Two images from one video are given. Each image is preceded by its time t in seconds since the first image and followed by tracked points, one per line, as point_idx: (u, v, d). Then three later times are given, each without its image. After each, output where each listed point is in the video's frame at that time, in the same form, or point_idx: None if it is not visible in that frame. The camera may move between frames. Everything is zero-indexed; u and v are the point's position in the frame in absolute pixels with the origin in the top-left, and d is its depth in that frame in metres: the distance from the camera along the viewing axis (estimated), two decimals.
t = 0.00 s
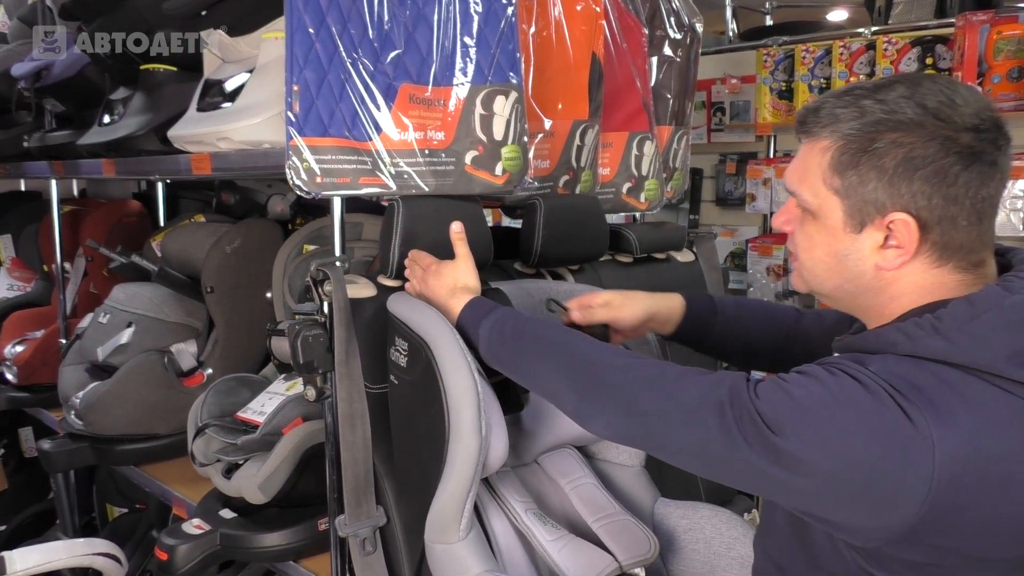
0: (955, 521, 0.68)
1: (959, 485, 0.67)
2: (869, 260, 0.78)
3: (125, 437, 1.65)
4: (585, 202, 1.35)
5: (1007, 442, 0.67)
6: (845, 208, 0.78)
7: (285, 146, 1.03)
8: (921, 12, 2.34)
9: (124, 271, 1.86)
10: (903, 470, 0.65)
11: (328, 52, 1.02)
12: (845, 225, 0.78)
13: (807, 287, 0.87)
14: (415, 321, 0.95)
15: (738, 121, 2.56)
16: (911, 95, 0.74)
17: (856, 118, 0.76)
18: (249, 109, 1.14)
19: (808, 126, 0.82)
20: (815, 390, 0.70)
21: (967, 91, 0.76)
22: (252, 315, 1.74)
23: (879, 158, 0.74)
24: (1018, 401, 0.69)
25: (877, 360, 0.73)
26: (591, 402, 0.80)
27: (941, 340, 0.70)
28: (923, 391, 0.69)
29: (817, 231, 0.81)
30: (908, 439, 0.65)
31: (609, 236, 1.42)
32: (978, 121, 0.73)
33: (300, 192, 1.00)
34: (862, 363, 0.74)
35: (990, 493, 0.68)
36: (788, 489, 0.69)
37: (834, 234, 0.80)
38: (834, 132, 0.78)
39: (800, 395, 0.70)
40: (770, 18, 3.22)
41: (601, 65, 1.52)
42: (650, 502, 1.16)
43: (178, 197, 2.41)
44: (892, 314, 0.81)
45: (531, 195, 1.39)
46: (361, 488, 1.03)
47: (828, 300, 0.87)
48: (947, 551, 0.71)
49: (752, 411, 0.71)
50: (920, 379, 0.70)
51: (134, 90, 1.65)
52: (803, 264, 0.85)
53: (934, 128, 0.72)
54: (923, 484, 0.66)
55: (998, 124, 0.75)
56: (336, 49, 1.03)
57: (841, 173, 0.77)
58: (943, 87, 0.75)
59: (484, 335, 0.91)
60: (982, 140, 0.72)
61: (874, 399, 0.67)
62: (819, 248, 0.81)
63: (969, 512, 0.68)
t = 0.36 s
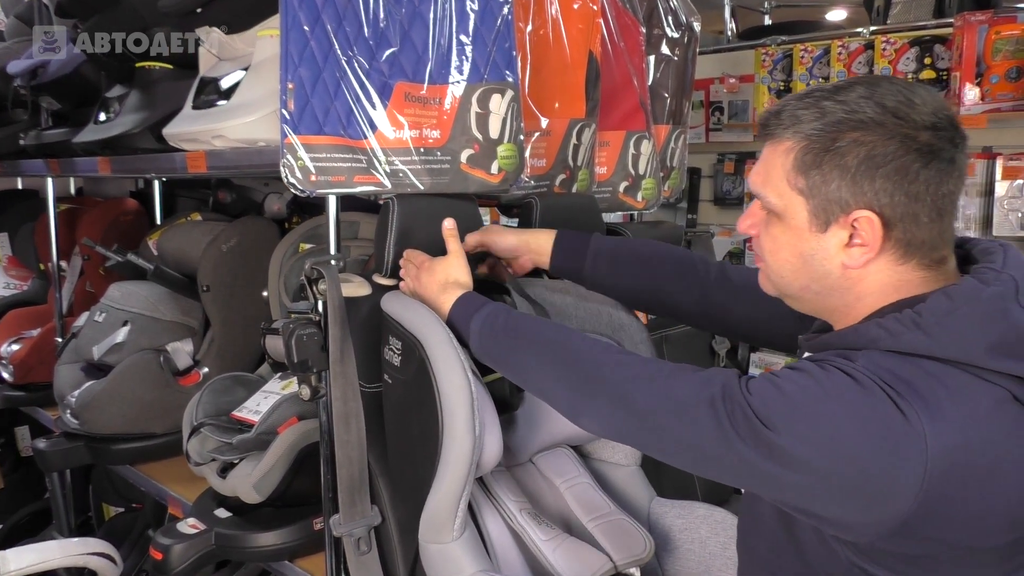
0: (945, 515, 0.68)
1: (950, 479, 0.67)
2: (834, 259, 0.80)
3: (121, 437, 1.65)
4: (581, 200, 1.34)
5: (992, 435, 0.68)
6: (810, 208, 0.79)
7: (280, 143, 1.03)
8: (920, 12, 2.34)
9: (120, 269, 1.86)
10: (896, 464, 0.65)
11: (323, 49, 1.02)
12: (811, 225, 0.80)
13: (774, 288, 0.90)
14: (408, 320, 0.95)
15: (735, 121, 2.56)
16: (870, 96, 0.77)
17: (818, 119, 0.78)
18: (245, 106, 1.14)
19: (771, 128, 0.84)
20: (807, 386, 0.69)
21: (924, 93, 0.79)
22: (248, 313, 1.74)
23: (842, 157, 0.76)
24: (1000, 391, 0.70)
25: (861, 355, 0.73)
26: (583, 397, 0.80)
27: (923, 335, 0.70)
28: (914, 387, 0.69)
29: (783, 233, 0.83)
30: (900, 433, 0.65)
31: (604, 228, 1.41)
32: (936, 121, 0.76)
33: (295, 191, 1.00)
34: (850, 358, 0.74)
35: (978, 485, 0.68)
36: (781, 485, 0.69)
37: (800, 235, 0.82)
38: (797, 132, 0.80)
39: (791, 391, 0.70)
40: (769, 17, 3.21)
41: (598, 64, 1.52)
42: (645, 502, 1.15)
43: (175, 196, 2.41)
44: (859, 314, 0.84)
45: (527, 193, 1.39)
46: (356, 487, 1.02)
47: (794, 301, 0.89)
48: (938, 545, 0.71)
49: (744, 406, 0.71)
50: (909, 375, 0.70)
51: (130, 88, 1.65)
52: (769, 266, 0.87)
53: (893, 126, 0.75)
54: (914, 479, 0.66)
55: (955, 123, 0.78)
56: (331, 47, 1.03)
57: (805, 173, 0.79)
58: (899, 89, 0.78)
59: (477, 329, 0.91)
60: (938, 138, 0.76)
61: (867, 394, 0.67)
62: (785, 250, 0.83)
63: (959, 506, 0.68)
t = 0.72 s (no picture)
0: (946, 508, 0.68)
1: (952, 473, 0.67)
2: (818, 254, 0.80)
3: (118, 437, 1.65)
4: (579, 198, 1.34)
5: (994, 429, 0.68)
6: (789, 205, 0.80)
7: (278, 141, 1.02)
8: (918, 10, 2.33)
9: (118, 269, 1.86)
10: (898, 459, 0.65)
11: (321, 47, 1.01)
12: (792, 222, 0.80)
13: (763, 295, 0.89)
14: (407, 318, 0.95)
15: (733, 119, 2.55)
16: (836, 93, 0.78)
17: (787, 120, 0.80)
18: (242, 105, 1.14)
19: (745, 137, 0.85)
20: (809, 380, 0.69)
21: (888, 89, 0.80)
22: (246, 313, 1.74)
23: (813, 151, 0.77)
24: (1000, 383, 0.70)
25: (862, 350, 0.73)
26: (584, 394, 0.80)
27: (918, 327, 0.70)
28: (916, 380, 0.68)
29: (767, 235, 0.83)
30: (903, 427, 0.65)
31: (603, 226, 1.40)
32: (901, 111, 0.77)
33: (293, 189, 1.00)
34: (851, 352, 0.73)
35: (979, 479, 0.68)
36: (783, 479, 0.68)
37: (781, 234, 0.82)
38: (768, 134, 0.81)
39: (792, 384, 0.69)
40: (767, 16, 3.21)
41: (597, 62, 1.52)
42: (645, 501, 1.15)
43: (174, 195, 2.41)
44: (851, 310, 0.83)
45: (526, 191, 1.38)
46: (354, 487, 1.02)
47: (783, 305, 0.88)
48: (939, 539, 0.71)
49: (745, 400, 0.71)
50: (910, 368, 0.70)
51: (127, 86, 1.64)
52: (755, 270, 0.86)
53: (859, 119, 0.76)
54: (916, 473, 0.65)
55: (920, 114, 0.79)
56: (329, 44, 1.02)
57: (780, 172, 0.79)
58: (865, 86, 0.79)
59: (477, 327, 0.90)
60: (906, 125, 0.76)
61: (868, 387, 0.67)
62: (769, 251, 0.83)
63: (960, 500, 0.68)
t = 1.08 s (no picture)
0: (952, 504, 0.68)
1: (958, 469, 0.67)
2: (836, 234, 0.79)
3: (119, 437, 1.65)
4: (581, 197, 1.34)
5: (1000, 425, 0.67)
6: (813, 181, 0.79)
7: (279, 140, 1.02)
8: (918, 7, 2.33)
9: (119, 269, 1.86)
10: (904, 455, 0.65)
11: (321, 46, 1.01)
12: (814, 199, 0.80)
13: (778, 274, 0.89)
14: (409, 318, 0.94)
15: (734, 117, 2.55)
16: (876, 78, 0.78)
17: (824, 97, 0.79)
18: (242, 104, 1.14)
19: (781, 112, 0.85)
20: (815, 375, 0.69)
21: (930, 80, 0.79)
22: (247, 312, 1.73)
23: (844, 129, 0.76)
24: (1006, 380, 0.69)
25: (866, 346, 0.72)
26: (587, 391, 0.79)
27: (925, 322, 0.70)
28: (922, 375, 0.68)
29: (787, 210, 0.83)
30: (909, 422, 0.65)
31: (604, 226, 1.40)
32: (938, 102, 0.76)
33: (294, 189, 1.00)
34: (857, 348, 0.73)
35: (985, 475, 0.68)
36: (789, 475, 0.68)
37: (802, 211, 0.82)
38: (805, 109, 0.81)
39: (798, 379, 0.69)
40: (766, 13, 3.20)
41: (598, 59, 1.51)
42: (647, 500, 1.15)
43: (174, 195, 2.42)
44: (860, 298, 0.83)
45: (527, 190, 1.38)
46: (356, 486, 1.02)
47: (797, 287, 0.88)
48: (945, 535, 0.70)
49: (751, 395, 0.70)
50: (916, 364, 0.69)
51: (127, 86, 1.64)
52: (773, 248, 0.86)
53: (894, 105, 0.75)
54: (922, 469, 0.65)
55: (959, 110, 0.78)
56: (329, 43, 1.02)
57: (808, 147, 0.79)
58: (906, 74, 0.79)
59: (480, 325, 0.90)
60: (943, 117, 0.75)
61: (875, 382, 0.67)
62: (787, 227, 0.83)
63: (967, 496, 0.68)
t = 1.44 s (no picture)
0: (962, 497, 0.68)
1: (968, 462, 0.66)
2: (905, 211, 0.78)
3: (119, 436, 1.64)
4: (581, 196, 1.33)
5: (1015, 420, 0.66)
6: (895, 151, 0.78)
7: (279, 139, 1.02)
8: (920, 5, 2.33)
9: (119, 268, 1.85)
10: (913, 444, 0.65)
11: (321, 44, 1.01)
12: (891, 171, 0.78)
13: (833, 247, 0.88)
14: (410, 318, 0.94)
15: (735, 116, 2.54)
16: (979, 59, 0.77)
17: (921, 70, 0.78)
18: (241, 103, 1.13)
19: (871, 81, 0.83)
20: (825, 363, 0.69)
21: None
22: (247, 311, 1.73)
23: (937, 103, 0.75)
24: None
25: (885, 334, 0.72)
26: (591, 384, 0.79)
27: (951, 312, 0.69)
28: (934, 363, 0.68)
29: (860, 179, 0.82)
30: (919, 410, 0.65)
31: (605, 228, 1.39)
32: None
33: (293, 188, 1.00)
34: (872, 337, 0.73)
35: (996, 469, 0.67)
36: (798, 465, 0.68)
37: (876, 182, 0.80)
38: (897, 81, 0.79)
39: (808, 368, 0.69)
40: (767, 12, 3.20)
41: (598, 58, 1.51)
42: (648, 499, 1.15)
43: (175, 194, 2.42)
44: (912, 281, 0.81)
45: (527, 189, 1.38)
46: (356, 485, 1.02)
47: (849, 262, 0.87)
48: (954, 529, 0.70)
49: (760, 384, 0.70)
50: (929, 352, 0.69)
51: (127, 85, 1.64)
52: (836, 218, 0.85)
53: (994, 87, 0.74)
54: (932, 458, 0.65)
55: None
56: (329, 41, 1.02)
57: (897, 117, 0.77)
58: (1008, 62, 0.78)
59: (483, 322, 0.90)
60: None
61: (886, 371, 0.67)
62: (857, 198, 0.82)
63: (977, 490, 0.68)
